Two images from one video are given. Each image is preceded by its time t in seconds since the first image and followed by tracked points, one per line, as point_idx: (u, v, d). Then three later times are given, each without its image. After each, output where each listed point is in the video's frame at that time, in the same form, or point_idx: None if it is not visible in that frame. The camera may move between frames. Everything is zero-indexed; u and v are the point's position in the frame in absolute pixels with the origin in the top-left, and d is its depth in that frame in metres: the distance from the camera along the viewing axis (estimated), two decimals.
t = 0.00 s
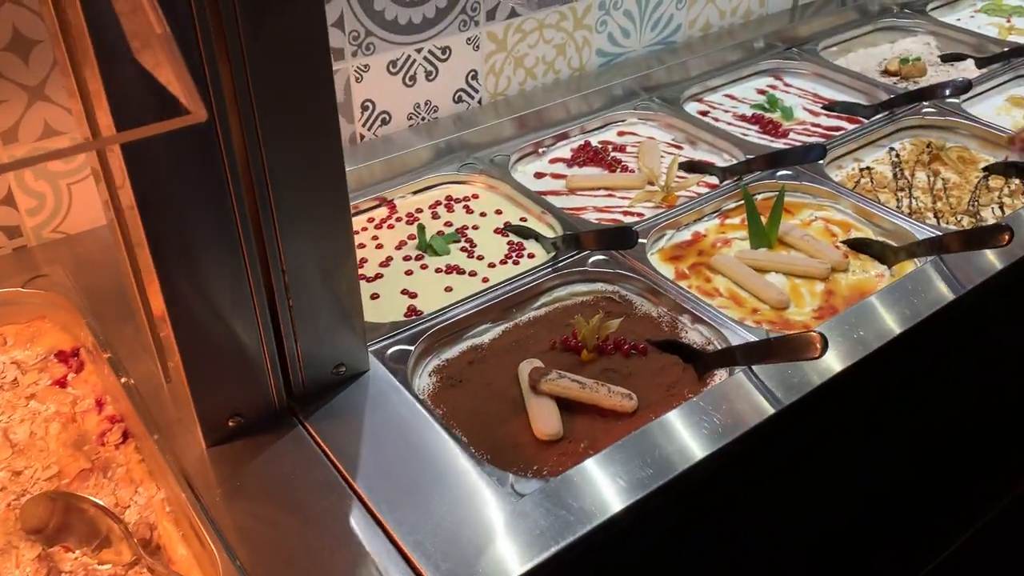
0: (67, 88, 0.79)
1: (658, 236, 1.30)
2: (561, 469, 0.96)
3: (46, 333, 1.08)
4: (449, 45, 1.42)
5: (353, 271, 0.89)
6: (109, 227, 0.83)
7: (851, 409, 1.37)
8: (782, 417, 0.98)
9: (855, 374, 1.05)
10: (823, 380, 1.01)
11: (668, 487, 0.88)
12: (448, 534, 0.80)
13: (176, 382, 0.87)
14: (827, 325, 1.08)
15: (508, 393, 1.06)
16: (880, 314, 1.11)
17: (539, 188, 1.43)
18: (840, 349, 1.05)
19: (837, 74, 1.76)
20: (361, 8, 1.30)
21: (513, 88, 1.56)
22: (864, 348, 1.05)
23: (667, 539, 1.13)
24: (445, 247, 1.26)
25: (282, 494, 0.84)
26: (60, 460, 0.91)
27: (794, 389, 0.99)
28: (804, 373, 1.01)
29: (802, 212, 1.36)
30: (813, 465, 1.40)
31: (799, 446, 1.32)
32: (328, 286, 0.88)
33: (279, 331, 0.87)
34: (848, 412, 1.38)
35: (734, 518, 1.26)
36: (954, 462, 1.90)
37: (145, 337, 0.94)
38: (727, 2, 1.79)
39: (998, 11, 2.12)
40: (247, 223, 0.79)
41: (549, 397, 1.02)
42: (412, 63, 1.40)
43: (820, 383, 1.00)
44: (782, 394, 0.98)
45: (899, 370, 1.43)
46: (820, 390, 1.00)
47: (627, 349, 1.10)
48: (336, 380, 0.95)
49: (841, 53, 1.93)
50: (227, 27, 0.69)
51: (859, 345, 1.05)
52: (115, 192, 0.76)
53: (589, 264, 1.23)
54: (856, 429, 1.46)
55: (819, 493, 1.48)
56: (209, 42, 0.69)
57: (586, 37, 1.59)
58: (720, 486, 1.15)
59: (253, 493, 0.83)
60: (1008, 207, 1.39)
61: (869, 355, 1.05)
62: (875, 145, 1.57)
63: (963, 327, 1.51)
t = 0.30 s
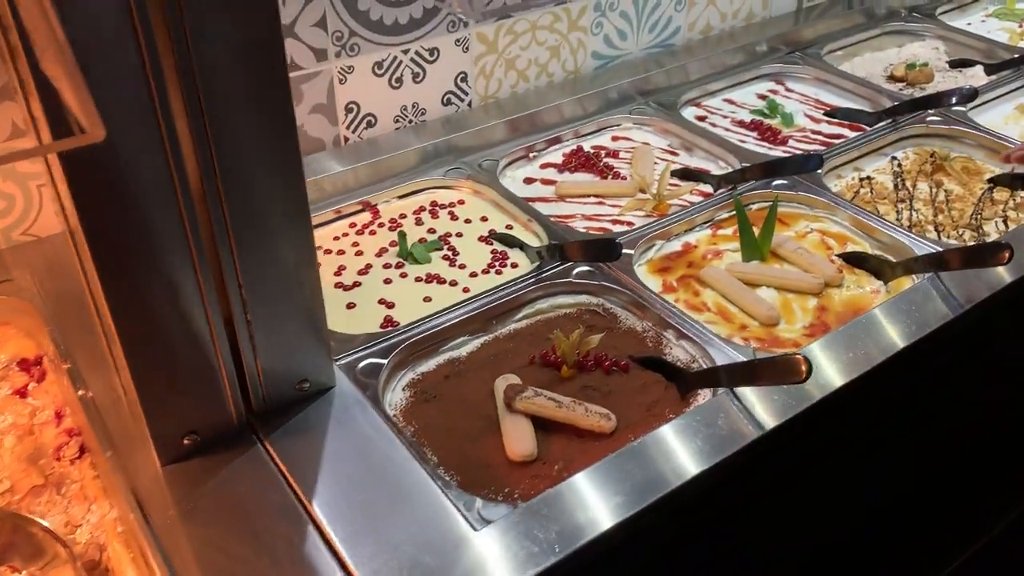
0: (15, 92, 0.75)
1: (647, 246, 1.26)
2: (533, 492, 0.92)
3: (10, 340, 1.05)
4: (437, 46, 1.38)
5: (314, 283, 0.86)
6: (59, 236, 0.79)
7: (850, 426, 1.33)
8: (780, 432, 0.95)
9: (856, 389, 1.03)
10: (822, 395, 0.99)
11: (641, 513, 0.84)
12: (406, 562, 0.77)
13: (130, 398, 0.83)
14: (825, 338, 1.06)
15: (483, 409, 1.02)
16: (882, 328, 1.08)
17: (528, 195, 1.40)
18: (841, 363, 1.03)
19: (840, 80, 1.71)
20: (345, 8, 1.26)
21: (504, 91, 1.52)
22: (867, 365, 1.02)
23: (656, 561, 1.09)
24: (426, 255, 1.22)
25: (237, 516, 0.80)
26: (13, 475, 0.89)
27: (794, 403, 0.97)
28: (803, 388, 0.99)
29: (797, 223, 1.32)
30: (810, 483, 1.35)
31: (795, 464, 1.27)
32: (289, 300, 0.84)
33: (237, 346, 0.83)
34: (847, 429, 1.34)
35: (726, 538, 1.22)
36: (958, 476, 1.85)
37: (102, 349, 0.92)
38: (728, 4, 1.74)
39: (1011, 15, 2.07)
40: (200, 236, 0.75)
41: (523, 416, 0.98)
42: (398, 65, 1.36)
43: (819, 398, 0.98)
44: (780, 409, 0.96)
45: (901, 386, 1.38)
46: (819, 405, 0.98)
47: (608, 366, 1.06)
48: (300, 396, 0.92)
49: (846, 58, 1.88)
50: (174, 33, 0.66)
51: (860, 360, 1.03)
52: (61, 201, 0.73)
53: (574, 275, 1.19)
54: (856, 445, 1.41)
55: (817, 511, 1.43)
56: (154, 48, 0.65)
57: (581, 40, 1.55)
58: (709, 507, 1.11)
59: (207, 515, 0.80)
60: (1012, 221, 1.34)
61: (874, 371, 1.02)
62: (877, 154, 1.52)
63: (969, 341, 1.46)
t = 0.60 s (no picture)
0: None
1: (622, 255, 1.21)
2: (482, 519, 0.86)
3: None
4: (411, 42, 1.33)
5: (250, 296, 0.82)
6: None
7: (838, 443, 1.27)
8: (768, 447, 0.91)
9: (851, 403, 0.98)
10: (815, 408, 0.93)
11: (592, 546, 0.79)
12: None
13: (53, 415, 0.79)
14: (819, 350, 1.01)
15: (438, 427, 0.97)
16: (880, 339, 1.03)
17: (504, 198, 1.35)
18: (835, 376, 0.98)
19: (837, 82, 1.65)
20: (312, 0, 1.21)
21: (484, 88, 1.46)
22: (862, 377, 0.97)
23: None
24: (391, 260, 1.17)
25: (160, 544, 0.76)
26: None
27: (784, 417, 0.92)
28: (795, 399, 0.94)
29: (782, 233, 1.26)
30: (795, 501, 1.30)
31: (779, 482, 1.21)
32: (222, 314, 0.80)
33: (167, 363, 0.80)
34: (835, 446, 1.28)
35: (703, 560, 1.16)
36: (955, 491, 1.78)
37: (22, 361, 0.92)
38: (722, 1, 1.68)
39: (1019, 16, 2.01)
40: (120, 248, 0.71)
41: (477, 437, 0.92)
42: (370, 60, 1.30)
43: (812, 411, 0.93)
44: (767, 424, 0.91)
45: (893, 401, 1.32)
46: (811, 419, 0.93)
47: (573, 384, 1.01)
48: (239, 414, 0.88)
49: (845, 58, 1.82)
50: (81, 32, 0.61)
51: (857, 373, 0.97)
52: None
53: (543, 286, 1.13)
54: (845, 462, 1.35)
55: (804, 529, 1.38)
56: (57, 50, 0.60)
57: (565, 36, 1.50)
58: (684, 530, 1.05)
59: (128, 542, 0.76)
60: (1008, 235, 1.28)
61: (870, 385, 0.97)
62: (871, 161, 1.46)
63: (966, 355, 1.40)
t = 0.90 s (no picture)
0: None
1: (601, 269, 1.18)
2: (440, 548, 0.84)
3: None
4: (393, 46, 1.30)
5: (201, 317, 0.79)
6: None
7: (830, 461, 1.23)
8: (761, 465, 0.90)
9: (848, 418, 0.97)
10: (811, 424, 0.93)
11: None
12: None
13: None
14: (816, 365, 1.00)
15: (401, 448, 0.95)
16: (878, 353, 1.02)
17: (485, 206, 1.32)
18: (832, 390, 0.97)
19: (834, 88, 1.61)
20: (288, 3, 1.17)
21: (469, 93, 1.43)
22: (860, 394, 0.96)
23: None
24: (364, 271, 1.14)
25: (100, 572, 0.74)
26: None
27: (779, 433, 0.91)
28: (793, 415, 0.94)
29: (768, 248, 1.23)
30: (785, 518, 1.26)
31: (766, 500, 1.17)
32: (170, 336, 0.77)
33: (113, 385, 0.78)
34: (829, 464, 1.24)
35: None
36: (954, 503, 1.74)
37: None
38: (718, 4, 1.64)
39: None
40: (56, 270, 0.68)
41: (440, 461, 0.89)
42: (350, 64, 1.27)
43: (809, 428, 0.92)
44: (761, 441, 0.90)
45: (889, 418, 1.28)
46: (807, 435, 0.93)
47: (543, 404, 0.98)
48: (191, 435, 0.85)
49: (845, 63, 1.77)
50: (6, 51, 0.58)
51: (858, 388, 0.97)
52: None
53: (516, 301, 1.10)
54: (840, 478, 1.31)
55: (795, 544, 1.34)
56: None
57: (553, 40, 1.46)
58: (667, 553, 1.02)
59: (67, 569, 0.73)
60: (1003, 253, 1.24)
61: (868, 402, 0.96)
62: (865, 172, 1.42)
63: (966, 370, 1.36)
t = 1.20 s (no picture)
0: None
1: (583, 276, 1.17)
2: (404, 563, 0.82)
3: None
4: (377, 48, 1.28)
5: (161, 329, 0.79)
6: None
7: (823, 466, 1.20)
8: (752, 471, 0.89)
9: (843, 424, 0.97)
10: (805, 431, 0.93)
11: None
12: None
13: None
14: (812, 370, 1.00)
15: (371, 460, 0.93)
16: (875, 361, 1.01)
17: (469, 211, 1.31)
18: (827, 398, 0.96)
19: (830, 92, 1.58)
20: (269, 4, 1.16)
21: (456, 95, 1.41)
22: (856, 400, 0.96)
23: None
24: (342, 277, 1.13)
25: None
26: None
27: (772, 439, 0.91)
28: (787, 424, 0.93)
29: (753, 256, 1.21)
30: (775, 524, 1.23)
31: (755, 506, 1.15)
32: (127, 348, 0.76)
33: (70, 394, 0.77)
34: (821, 472, 1.22)
35: None
36: (954, 507, 1.71)
37: None
38: (713, 5, 1.61)
39: None
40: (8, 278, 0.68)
41: (408, 474, 0.88)
42: (333, 67, 1.26)
43: (802, 434, 0.92)
44: (754, 447, 0.90)
45: (886, 424, 1.25)
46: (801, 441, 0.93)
47: (517, 416, 0.96)
48: (152, 445, 0.84)
49: (842, 66, 1.75)
50: None
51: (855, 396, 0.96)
52: None
53: (495, 309, 1.08)
54: (834, 485, 1.29)
55: (789, 552, 1.32)
56: None
57: (542, 42, 1.44)
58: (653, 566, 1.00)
59: None
60: (994, 263, 1.22)
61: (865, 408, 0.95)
62: (857, 179, 1.40)
63: (967, 376, 1.32)
